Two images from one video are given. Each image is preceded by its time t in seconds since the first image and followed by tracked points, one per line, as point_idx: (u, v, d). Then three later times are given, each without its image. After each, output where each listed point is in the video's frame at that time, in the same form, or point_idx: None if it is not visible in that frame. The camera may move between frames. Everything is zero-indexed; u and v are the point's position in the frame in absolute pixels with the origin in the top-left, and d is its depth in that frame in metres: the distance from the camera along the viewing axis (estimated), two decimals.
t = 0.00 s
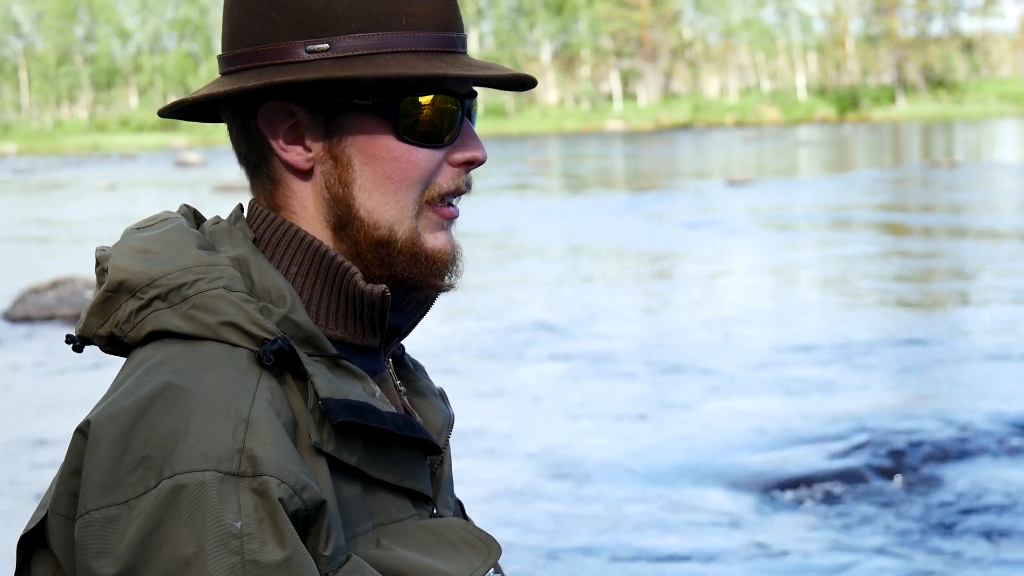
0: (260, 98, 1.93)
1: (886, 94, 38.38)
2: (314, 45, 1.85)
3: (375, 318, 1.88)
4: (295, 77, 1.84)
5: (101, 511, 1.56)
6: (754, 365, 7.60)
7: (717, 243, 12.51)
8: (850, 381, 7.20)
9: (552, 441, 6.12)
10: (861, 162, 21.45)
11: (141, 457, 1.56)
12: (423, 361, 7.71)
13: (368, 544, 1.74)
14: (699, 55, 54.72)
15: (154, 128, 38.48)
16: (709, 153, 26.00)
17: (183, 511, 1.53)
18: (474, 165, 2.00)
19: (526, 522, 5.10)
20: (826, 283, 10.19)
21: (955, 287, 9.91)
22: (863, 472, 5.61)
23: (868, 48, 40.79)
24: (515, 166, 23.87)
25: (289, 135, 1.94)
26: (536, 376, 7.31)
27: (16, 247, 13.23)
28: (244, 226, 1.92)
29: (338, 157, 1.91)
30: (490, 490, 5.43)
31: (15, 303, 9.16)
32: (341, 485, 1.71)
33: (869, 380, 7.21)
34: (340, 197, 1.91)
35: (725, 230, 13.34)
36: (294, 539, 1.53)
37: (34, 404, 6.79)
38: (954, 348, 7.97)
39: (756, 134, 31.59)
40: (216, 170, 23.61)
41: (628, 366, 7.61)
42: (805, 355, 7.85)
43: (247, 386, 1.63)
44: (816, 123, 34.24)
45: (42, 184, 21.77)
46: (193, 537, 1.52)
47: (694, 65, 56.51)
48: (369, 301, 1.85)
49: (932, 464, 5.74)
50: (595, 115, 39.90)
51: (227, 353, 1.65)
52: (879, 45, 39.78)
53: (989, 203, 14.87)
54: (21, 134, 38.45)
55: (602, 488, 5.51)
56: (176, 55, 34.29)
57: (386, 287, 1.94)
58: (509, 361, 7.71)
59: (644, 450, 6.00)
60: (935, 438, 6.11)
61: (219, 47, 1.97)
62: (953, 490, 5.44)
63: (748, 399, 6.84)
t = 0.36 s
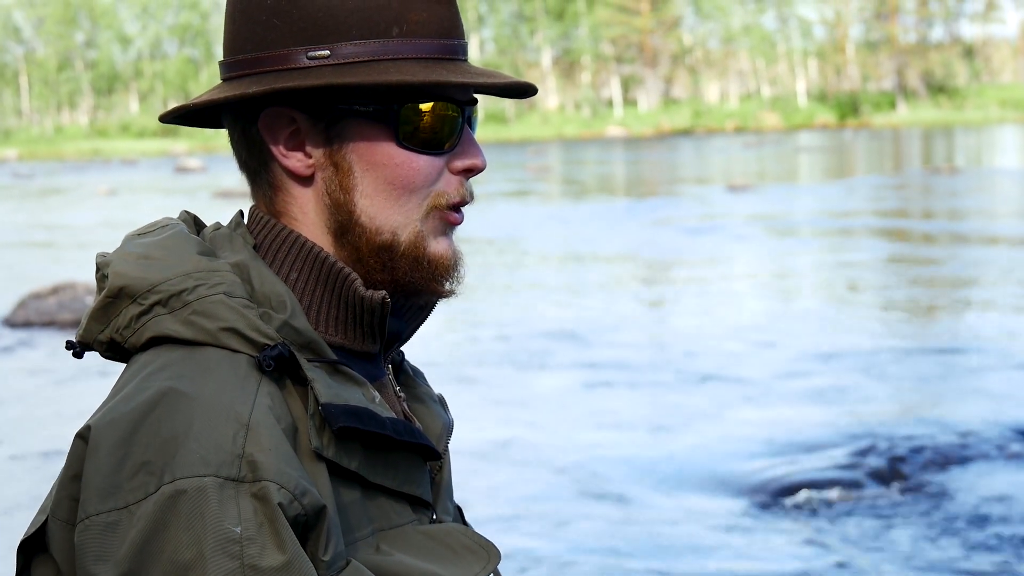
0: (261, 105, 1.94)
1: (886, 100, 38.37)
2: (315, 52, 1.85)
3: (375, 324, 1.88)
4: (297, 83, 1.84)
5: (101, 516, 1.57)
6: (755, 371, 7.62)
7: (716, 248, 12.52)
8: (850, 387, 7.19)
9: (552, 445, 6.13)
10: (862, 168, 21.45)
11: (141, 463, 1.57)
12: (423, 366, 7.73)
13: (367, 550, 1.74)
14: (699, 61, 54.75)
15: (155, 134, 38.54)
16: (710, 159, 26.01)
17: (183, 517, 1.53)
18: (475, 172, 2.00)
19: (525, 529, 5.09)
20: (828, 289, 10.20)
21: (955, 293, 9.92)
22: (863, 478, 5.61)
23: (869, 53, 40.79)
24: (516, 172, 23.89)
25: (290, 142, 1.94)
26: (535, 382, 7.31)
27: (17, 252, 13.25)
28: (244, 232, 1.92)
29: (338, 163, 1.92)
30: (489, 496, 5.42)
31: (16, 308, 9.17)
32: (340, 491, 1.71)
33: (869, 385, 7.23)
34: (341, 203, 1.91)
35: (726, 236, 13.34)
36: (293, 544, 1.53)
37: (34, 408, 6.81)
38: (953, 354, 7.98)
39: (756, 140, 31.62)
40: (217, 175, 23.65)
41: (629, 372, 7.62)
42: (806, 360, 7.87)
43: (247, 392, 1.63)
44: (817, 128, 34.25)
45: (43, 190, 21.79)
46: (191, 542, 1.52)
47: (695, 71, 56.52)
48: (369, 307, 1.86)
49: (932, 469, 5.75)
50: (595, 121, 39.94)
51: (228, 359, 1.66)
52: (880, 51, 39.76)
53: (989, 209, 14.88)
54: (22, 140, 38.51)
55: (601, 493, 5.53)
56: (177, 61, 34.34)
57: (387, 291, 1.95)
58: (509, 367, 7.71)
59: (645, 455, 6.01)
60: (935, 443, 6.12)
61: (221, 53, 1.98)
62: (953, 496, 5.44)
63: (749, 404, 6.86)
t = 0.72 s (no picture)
0: (263, 108, 1.93)
1: (890, 104, 38.34)
2: (316, 55, 1.84)
3: (377, 327, 1.87)
4: (298, 86, 1.84)
5: (102, 520, 1.56)
6: (757, 374, 7.61)
7: (719, 252, 12.49)
8: (852, 391, 7.18)
9: (555, 449, 6.12)
10: (865, 172, 21.38)
11: (142, 467, 1.56)
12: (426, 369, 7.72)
13: (370, 553, 1.73)
14: (702, 64, 54.74)
15: (157, 137, 38.56)
16: (714, 162, 26.02)
17: (186, 520, 1.52)
18: (479, 173, 1.99)
19: (529, 532, 5.07)
20: (831, 292, 10.18)
21: (958, 297, 9.90)
22: (867, 481, 5.59)
23: (872, 57, 40.76)
24: (518, 175, 23.85)
25: (294, 146, 1.94)
26: (538, 385, 7.30)
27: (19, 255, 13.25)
28: (247, 235, 1.92)
29: (341, 165, 1.91)
30: (491, 501, 5.41)
31: (19, 310, 9.17)
32: (342, 493, 1.70)
33: (873, 389, 7.22)
34: (344, 206, 1.91)
35: (730, 240, 13.34)
36: (296, 548, 1.52)
37: (37, 411, 6.80)
38: (956, 357, 7.96)
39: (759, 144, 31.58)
40: (218, 178, 23.63)
41: (632, 375, 7.61)
42: (809, 364, 7.86)
43: (250, 395, 1.62)
44: (820, 132, 34.21)
45: (45, 192, 21.80)
46: (193, 545, 1.51)
47: (697, 74, 56.50)
48: (372, 310, 1.85)
49: (936, 473, 5.73)
50: (598, 124, 39.93)
51: (230, 362, 1.65)
52: (883, 54, 39.69)
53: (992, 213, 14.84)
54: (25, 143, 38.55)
55: (604, 496, 5.51)
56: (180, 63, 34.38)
57: (390, 294, 1.94)
58: (512, 370, 7.70)
59: (648, 459, 6.00)
60: (939, 446, 6.11)
61: (223, 57, 1.97)
62: (956, 499, 5.42)
63: (752, 407, 6.84)
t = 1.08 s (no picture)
0: (257, 108, 1.93)
1: (895, 105, 38.34)
2: (307, 54, 1.84)
3: (376, 327, 1.87)
4: (290, 87, 1.84)
5: (101, 523, 1.56)
6: (760, 375, 7.62)
7: (723, 252, 12.52)
8: (857, 391, 7.16)
9: (559, 448, 6.13)
10: (870, 172, 21.43)
11: (140, 469, 1.56)
12: (429, 369, 7.73)
13: (371, 553, 1.73)
14: (706, 65, 54.75)
15: (162, 137, 38.61)
16: (719, 163, 26.04)
17: (182, 523, 1.52)
18: (475, 169, 1.99)
19: (534, 535, 5.06)
20: (834, 293, 10.20)
21: (962, 297, 9.90)
22: (872, 483, 5.58)
23: (877, 57, 40.72)
24: (522, 176, 23.88)
25: (287, 145, 1.94)
26: (542, 385, 7.30)
27: (24, 255, 13.27)
28: (246, 235, 1.92)
29: (335, 165, 1.90)
30: (496, 501, 5.40)
31: (24, 310, 9.18)
32: (341, 494, 1.70)
33: (876, 388, 7.22)
34: (338, 205, 1.90)
35: (732, 240, 13.37)
36: (294, 551, 1.52)
37: (41, 410, 6.81)
38: (960, 357, 7.96)
39: (764, 144, 31.58)
40: (223, 179, 23.66)
41: (636, 375, 7.63)
42: (813, 364, 7.86)
43: (247, 396, 1.61)
44: (825, 133, 34.23)
45: (50, 192, 21.84)
46: (191, 548, 1.51)
47: (702, 75, 56.53)
48: (370, 310, 1.85)
49: (940, 473, 5.73)
50: (602, 125, 39.95)
51: (228, 365, 1.64)
52: (888, 54, 39.64)
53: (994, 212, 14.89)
54: (30, 144, 38.62)
55: (608, 496, 5.52)
56: (185, 63, 34.45)
57: (388, 294, 1.94)
58: (517, 371, 7.70)
59: (651, 458, 6.00)
60: (943, 447, 6.10)
61: (217, 58, 1.97)
62: (959, 500, 5.41)
63: (755, 407, 6.85)
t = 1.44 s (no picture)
0: (258, 109, 1.93)
1: (897, 106, 38.37)
2: (310, 56, 1.84)
3: (376, 329, 1.87)
4: (292, 87, 1.83)
5: (98, 526, 1.55)
6: (761, 375, 7.62)
7: (725, 252, 12.53)
8: (859, 391, 7.15)
9: (560, 448, 6.13)
10: (871, 173, 21.47)
11: (139, 472, 1.55)
12: (431, 369, 7.73)
13: (368, 558, 1.72)
14: (708, 65, 54.76)
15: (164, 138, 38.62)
16: (720, 164, 26.00)
17: (179, 527, 1.51)
18: (475, 174, 1.99)
19: (532, 534, 5.05)
20: (836, 293, 10.21)
21: (963, 297, 9.92)
22: (874, 484, 5.57)
23: (879, 58, 40.74)
24: (524, 177, 23.90)
25: (288, 146, 1.93)
26: (544, 386, 7.31)
27: (25, 256, 13.28)
28: (245, 237, 1.92)
29: (336, 166, 1.90)
30: (495, 502, 5.40)
31: (25, 312, 9.18)
32: (339, 497, 1.69)
33: (878, 389, 7.23)
34: (339, 207, 1.90)
35: (732, 241, 13.32)
36: (292, 554, 1.51)
37: (42, 412, 6.81)
38: (962, 357, 7.97)
39: (766, 145, 31.60)
40: (225, 180, 23.67)
41: (637, 375, 7.63)
42: (815, 364, 7.87)
43: (246, 399, 1.61)
44: (827, 133, 34.26)
45: (52, 194, 21.84)
46: (188, 552, 1.50)
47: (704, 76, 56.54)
48: (369, 313, 1.84)
49: (942, 474, 5.72)
50: (604, 126, 39.95)
51: (227, 367, 1.64)
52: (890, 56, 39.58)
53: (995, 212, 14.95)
54: (32, 145, 38.62)
55: (609, 496, 5.51)
56: (187, 64, 34.45)
57: (388, 297, 1.94)
58: (517, 371, 7.70)
59: (653, 458, 5.99)
60: (944, 448, 6.09)
61: (220, 58, 1.96)
62: (961, 501, 5.40)
63: (757, 407, 6.85)
